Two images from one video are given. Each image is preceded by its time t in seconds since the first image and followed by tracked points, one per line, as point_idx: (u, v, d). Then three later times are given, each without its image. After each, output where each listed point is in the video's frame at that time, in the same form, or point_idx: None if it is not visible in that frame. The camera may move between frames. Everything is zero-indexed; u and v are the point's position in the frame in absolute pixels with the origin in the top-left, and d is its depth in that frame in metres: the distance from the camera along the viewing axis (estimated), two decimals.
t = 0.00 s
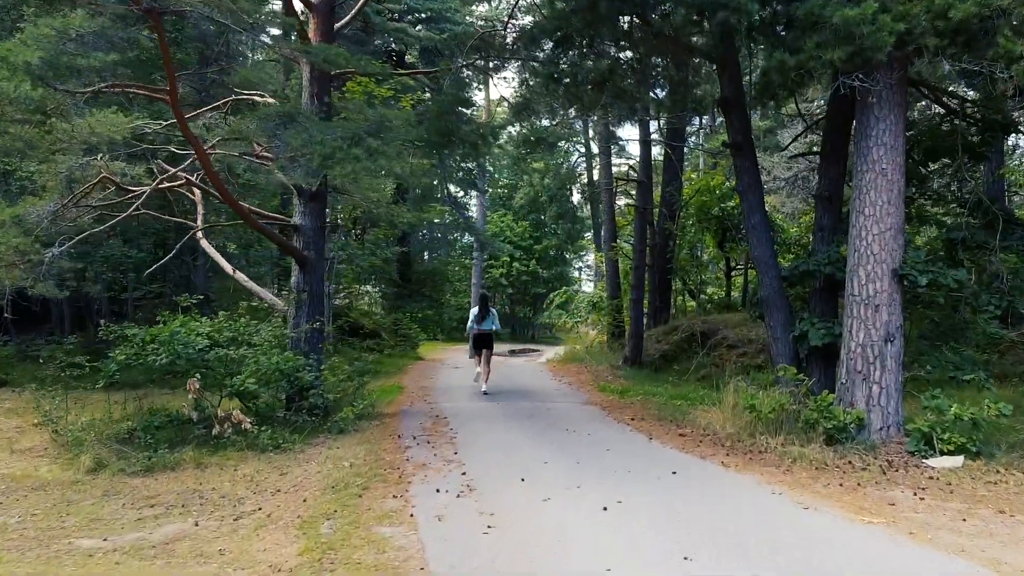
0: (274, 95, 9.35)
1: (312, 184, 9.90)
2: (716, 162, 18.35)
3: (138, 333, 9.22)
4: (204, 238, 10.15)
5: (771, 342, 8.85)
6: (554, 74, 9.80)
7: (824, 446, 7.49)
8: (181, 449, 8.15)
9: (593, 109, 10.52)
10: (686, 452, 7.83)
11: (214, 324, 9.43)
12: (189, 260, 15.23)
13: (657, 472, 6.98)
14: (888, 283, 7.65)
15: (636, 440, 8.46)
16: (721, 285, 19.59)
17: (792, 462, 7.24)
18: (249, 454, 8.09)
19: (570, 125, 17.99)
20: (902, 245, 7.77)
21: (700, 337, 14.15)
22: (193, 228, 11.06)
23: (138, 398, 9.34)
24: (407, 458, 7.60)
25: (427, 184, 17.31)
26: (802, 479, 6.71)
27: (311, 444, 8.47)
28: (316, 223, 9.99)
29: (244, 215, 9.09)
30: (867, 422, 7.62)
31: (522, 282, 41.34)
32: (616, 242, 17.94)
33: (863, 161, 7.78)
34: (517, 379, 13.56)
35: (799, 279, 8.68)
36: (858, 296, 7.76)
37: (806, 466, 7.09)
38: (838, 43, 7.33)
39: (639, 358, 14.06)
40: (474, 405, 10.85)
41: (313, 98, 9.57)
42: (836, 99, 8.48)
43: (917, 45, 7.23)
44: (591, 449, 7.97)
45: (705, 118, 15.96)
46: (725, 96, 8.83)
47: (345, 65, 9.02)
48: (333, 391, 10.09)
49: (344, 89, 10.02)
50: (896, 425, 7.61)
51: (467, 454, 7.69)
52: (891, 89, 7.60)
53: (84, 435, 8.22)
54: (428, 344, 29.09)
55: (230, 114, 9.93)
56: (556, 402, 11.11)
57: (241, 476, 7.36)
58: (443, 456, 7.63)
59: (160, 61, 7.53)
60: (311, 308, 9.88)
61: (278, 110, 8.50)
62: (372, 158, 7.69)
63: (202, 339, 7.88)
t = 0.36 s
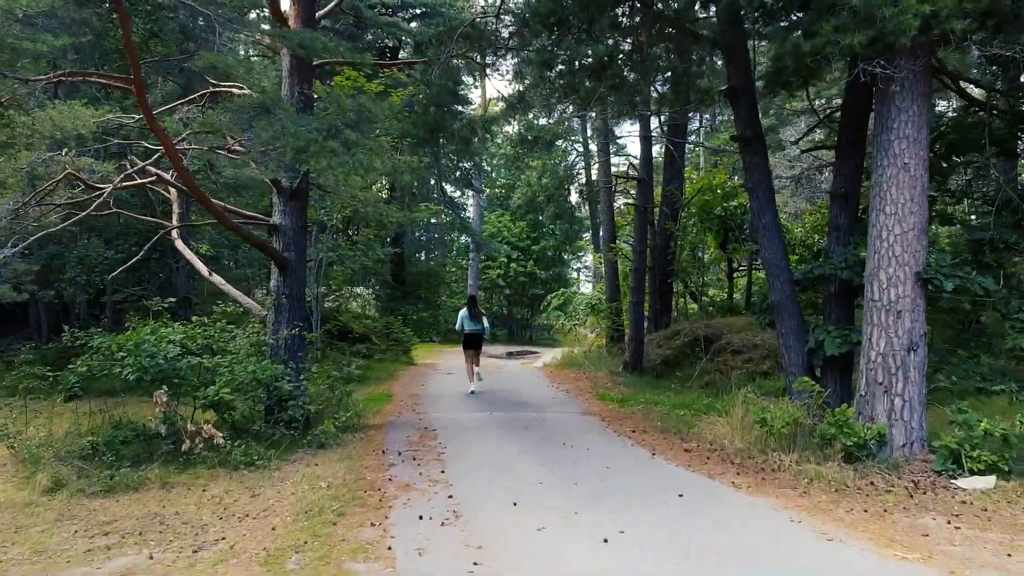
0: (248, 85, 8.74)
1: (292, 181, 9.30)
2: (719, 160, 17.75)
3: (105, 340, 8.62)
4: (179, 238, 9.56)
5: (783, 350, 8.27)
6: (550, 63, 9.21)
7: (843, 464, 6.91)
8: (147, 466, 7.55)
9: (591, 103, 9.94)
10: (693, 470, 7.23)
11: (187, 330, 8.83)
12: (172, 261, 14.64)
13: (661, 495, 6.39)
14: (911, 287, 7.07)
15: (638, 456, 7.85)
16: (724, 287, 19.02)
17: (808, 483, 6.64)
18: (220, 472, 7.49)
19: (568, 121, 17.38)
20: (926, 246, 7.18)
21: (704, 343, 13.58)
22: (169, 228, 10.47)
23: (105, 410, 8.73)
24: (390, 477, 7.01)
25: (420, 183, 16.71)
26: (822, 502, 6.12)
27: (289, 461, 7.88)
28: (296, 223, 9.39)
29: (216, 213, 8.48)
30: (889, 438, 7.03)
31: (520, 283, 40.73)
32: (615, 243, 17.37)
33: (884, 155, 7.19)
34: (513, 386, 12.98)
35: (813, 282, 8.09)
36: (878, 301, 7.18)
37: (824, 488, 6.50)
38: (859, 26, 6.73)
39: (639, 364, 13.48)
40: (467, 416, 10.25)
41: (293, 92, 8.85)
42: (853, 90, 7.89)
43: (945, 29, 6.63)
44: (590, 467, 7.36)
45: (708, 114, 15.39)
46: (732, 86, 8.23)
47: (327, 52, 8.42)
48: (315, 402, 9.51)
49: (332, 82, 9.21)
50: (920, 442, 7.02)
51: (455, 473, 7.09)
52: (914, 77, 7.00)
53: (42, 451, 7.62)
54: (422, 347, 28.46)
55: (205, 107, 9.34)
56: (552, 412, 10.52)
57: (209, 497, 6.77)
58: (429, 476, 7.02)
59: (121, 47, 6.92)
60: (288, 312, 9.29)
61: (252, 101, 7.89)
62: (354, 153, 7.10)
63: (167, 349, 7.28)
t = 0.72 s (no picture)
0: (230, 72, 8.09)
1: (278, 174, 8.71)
2: (727, 157, 17.14)
3: (76, 348, 8.00)
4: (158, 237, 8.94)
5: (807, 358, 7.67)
6: (555, 49, 8.59)
7: (878, 485, 6.30)
8: (117, 486, 6.93)
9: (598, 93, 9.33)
10: (713, 491, 6.61)
11: (165, 337, 8.21)
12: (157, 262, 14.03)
13: (681, 520, 5.78)
14: (951, 290, 6.46)
15: (652, 474, 7.23)
16: (731, 289, 18.41)
17: (842, 507, 6.03)
18: (197, 492, 6.86)
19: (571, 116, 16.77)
20: (967, 245, 6.57)
21: (714, 348, 13.01)
22: (148, 226, 9.83)
23: (76, 422, 8.10)
24: (382, 499, 6.40)
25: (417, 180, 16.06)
26: (861, 530, 5.51)
27: (273, 479, 7.27)
28: (284, 221, 8.77)
29: (196, 210, 7.86)
30: (928, 456, 6.42)
31: (519, 284, 40.07)
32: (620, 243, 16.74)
33: (923, 146, 6.58)
34: (514, 393, 12.38)
35: (841, 285, 7.49)
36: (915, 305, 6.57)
37: (861, 512, 5.89)
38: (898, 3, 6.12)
39: (646, 370, 12.87)
40: (466, 426, 9.65)
41: (280, 78, 8.24)
42: (884, 75, 7.28)
43: (992, 5, 6.03)
44: (600, 487, 6.75)
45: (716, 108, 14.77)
46: (753, 72, 7.60)
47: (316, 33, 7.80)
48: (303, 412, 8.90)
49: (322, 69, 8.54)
50: (961, 460, 6.41)
51: (453, 494, 6.48)
52: (957, 59, 6.39)
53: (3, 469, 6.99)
54: (420, 349, 27.84)
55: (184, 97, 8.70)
56: (556, 422, 9.92)
57: (182, 522, 6.15)
58: (424, 498, 6.41)
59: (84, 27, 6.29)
60: (279, 317, 8.68)
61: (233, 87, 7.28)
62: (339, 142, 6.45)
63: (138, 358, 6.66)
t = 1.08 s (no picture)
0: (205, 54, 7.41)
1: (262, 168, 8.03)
2: (736, 153, 16.48)
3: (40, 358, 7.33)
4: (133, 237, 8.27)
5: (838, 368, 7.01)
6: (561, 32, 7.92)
7: (925, 512, 5.64)
8: (79, 511, 6.27)
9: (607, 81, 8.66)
10: (740, 518, 5.95)
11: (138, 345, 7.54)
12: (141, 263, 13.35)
13: (707, 556, 5.11)
14: (1006, 294, 5.80)
15: (669, 497, 6.57)
16: (740, 291, 17.73)
17: (888, 539, 5.36)
18: (167, 519, 6.19)
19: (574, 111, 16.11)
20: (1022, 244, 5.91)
21: (726, 353, 12.36)
22: (124, 224, 9.15)
23: (40, 439, 7.43)
24: (371, 529, 5.74)
25: (412, 176, 15.38)
26: (914, 569, 4.84)
27: (252, 502, 6.60)
28: (267, 218, 8.09)
29: (169, 207, 7.19)
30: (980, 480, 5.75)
31: (519, 284, 39.42)
32: (625, 242, 16.06)
33: (972, 134, 5.93)
34: (516, 402, 11.72)
35: (876, 289, 6.83)
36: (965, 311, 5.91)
37: (910, 545, 5.23)
38: None
39: (655, 377, 12.18)
40: (465, 440, 9.00)
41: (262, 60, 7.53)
42: (929, 56, 6.62)
43: None
44: (613, 513, 6.09)
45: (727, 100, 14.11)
46: (778, 55, 6.93)
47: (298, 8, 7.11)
48: (289, 426, 8.23)
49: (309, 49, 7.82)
50: (1017, 484, 5.75)
51: (450, 523, 5.82)
52: (1012, 35, 5.73)
53: None
54: (418, 351, 27.16)
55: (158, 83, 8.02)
56: (561, 434, 9.26)
57: (146, 556, 5.47)
58: (418, 527, 5.75)
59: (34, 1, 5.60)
60: (262, 323, 8.00)
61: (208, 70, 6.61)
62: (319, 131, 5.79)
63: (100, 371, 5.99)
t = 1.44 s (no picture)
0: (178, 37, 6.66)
1: (243, 162, 7.29)
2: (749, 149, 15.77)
3: None
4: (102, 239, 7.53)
5: (881, 384, 6.29)
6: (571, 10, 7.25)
7: (995, 553, 4.92)
8: (31, 548, 5.50)
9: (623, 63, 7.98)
10: (781, 557, 5.22)
11: (105, 358, 6.77)
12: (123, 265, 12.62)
13: None
14: None
15: (696, 529, 5.85)
16: (751, 294, 17.04)
17: None
18: (130, 556, 5.44)
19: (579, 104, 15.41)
20: None
21: (744, 361, 11.65)
22: (96, 224, 8.41)
23: None
24: (360, 571, 5.01)
25: (410, 172, 14.69)
26: None
27: (229, 536, 5.85)
28: (249, 218, 7.35)
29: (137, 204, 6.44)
30: None
31: (520, 285, 38.81)
32: (633, 243, 15.36)
33: None
34: (520, 413, 11.01)
35: (927, 295, 6.12)
36: None
37: None
38: None
39: (668, 387, 11.47)
40: (466, 458, 8.28)
41: (243, 43, 6.80)
42: (988, 33, 5.96)
43: None
44: (635, 551, 5.36)
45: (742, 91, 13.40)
46: (814, 35, 6.20)
47: None
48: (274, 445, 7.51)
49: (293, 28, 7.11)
50: None
51: (450, 565, 5.09)
52: None
53: None
54: (416, 354, 26.49)
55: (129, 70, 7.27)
56: (571, 452, 8.54)
57: None
58: (414, 570, 5.02)
59: None
60: (243, 332, 7.26)
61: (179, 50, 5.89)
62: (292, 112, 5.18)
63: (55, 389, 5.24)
